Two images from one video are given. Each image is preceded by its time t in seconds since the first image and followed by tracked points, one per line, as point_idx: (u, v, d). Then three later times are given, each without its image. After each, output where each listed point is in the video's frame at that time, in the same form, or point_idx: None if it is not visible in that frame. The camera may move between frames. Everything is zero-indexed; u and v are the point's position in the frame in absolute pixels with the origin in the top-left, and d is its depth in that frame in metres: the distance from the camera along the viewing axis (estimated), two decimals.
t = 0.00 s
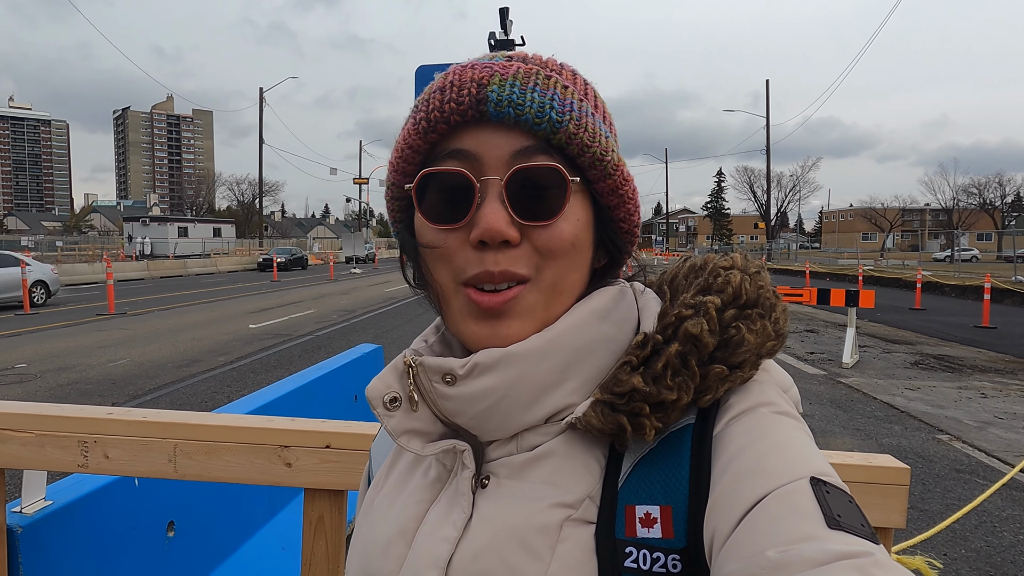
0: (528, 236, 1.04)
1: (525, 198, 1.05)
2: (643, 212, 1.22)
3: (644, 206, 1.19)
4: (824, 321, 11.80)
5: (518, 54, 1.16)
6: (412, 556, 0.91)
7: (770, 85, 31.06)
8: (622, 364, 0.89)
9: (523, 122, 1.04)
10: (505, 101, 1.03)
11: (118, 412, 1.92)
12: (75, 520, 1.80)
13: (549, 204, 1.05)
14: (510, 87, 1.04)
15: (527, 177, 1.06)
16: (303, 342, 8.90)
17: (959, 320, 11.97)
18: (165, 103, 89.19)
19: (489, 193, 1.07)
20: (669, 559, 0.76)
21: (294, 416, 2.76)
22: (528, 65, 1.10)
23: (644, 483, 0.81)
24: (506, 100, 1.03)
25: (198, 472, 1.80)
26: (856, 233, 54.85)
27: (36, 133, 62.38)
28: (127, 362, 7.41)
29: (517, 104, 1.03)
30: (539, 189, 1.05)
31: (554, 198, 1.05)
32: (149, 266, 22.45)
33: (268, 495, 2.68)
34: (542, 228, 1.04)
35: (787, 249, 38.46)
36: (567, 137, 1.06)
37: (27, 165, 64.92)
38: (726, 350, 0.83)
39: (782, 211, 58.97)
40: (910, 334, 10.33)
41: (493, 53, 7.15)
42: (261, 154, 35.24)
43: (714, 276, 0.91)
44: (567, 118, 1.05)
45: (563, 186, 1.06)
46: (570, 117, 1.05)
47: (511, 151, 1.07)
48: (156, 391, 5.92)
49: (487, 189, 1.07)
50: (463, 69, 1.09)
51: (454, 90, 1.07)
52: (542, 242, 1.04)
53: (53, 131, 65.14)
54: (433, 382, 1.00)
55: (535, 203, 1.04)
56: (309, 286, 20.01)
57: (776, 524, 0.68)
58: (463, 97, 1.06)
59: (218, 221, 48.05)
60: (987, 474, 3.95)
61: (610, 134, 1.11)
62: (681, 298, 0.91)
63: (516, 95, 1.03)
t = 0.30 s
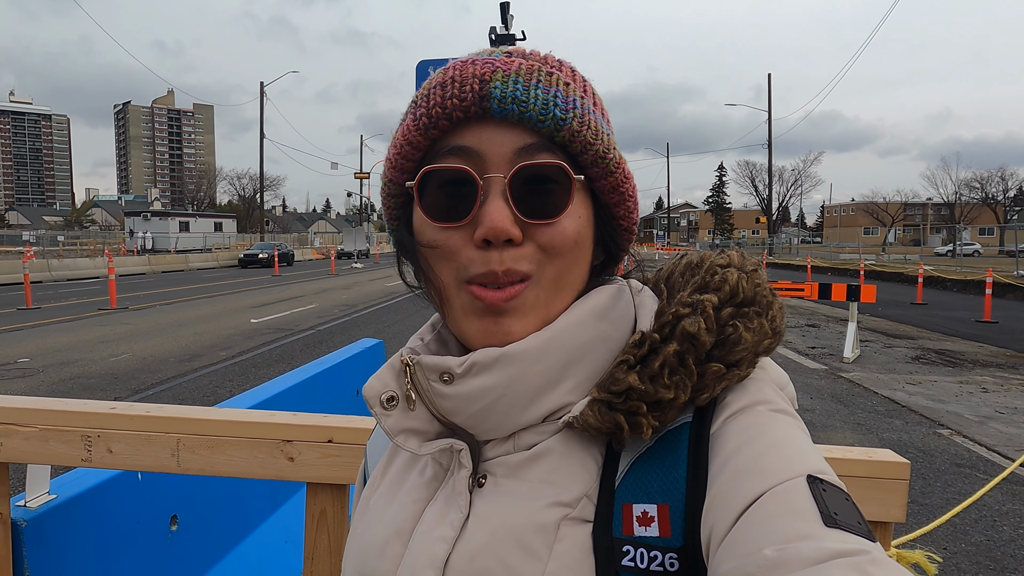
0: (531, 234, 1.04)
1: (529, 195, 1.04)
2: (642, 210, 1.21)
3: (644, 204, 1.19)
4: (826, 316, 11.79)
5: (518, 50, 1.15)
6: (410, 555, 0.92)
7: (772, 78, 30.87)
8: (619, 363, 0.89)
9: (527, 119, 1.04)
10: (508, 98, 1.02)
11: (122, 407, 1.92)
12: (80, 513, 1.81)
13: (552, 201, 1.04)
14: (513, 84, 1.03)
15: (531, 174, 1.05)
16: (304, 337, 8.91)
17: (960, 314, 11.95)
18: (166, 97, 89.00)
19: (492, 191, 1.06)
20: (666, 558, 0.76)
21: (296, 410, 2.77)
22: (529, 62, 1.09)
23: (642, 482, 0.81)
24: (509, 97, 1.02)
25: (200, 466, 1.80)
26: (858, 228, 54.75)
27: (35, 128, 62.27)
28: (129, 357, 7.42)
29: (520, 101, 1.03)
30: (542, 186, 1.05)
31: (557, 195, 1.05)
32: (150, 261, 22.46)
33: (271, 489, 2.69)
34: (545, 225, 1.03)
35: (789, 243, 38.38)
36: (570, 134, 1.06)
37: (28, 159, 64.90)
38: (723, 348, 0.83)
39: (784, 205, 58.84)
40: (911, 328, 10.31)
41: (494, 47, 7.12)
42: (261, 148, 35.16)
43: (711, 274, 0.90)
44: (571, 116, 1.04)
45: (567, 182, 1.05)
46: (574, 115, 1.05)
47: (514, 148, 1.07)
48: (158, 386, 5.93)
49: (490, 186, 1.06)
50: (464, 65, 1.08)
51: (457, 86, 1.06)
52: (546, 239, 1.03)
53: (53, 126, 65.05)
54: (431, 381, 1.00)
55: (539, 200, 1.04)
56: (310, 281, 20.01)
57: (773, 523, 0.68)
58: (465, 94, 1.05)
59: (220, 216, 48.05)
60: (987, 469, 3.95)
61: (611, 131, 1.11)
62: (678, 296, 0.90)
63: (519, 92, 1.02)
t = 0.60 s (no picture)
0: (531, 243, 1.03)
1: (529, 204, 1.04)
2: (643, 221, 1.21)
3: (645, 215, 1.18)
4: (828, 313, 11.77)
5: (521, 59, 1.14)
6: (405, 560, 0.91)
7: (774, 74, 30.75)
8: (618, 372, 0.89)
9: (528, 129, 1.03)
10: (510, 109, 1.02)
11: (123, 406, 1.92)
12: (81, 512, 1.81)
13: (553, 211, 1.04)
14: (515, 94, 1.02)
15: (532, 184, 1.04)
16: (306, 334, 8.91)
17: (963, 311, 11.93)
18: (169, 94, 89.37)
19: (492, 199, 1.05)
20: (661, 567, 0.76)
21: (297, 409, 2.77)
22: (532, 72, 1.08)
23: (638, 490, 0.80)
24: (511, 107, 1.02)
25: (202, 466, 1.80)
26: (861, 224, 54.62)
27: (37, 125, 62.32)
28: (131, 354, 7.44)
29: (522, 111, 1.02)
30: (542, 195, 1.04)
31: (557, 205, 1.04)
32: (152, 258, 22.48)
33: (272, 487, 2.70)
34: (545, 235, 1.03)
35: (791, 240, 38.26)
36: (571, 145, 1.05)
37: (30, 155, 64.92)
38: (721, 359, 0.82)
39: (786, 202, 58.66)
40: (913, 325, 10.31)
41: (496, 44, 7.11)
42: (263, 145, 35.14)
43: (711, 285, 0.90)
44: (572, 127, 1.04)
45: (567, 193, 1.04)
46: (575, 126, 1.04)
47: (515, 158, 1.06)
48: (160, 383, 5.94)
49: (490, 195, 1.06)
50: (467, 74, 1.07)
51: (459, 95, 1.05)
52: (546, 249, 1.02)
53: (56, 123, 65.16)
54: (430, 387, 0.99)
55: (539, 210, 1.03)
56: (311, 278, 20.01)
57: (767, 534, 0.68)
58: (468, 102, 1.04)
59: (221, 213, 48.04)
60: (989, 466, 3.95)
61: (612, 143, 1.10)
62: (678, 306, 0.90)
63: (521, 102, 1.02)
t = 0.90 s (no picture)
0: (534, 249, 1.03)
1: (533, 210, 1.03)
2: (650, 229, 1.19)
3: (650, 222, 1.17)
4: (830, 313, 11.76)
5: (528, 68, 1.14)
6: (407, 570, 0.91)
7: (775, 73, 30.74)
8: (624, 381, 0.88)
9: (532, 135, 1.03)
10: (514, 115, 1.01)
11: (126, 409, 1.91)
12: (84, 514, 1.81)
13: (557, 217, 1.03)
14: (520, 101, 1.02)
15: (536, 190, 1.03)
16: (308, 333, 8.93)
17: (966, 311, 11.91)
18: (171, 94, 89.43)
19: (496, 204, 1.05)
20: None
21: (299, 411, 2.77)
22: (538, 80, 1.07)
23: (644, 501, 0.80)
24: (516, 113, 1.01)
25: (205, 469, 1.80)
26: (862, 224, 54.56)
27: (40, 124, 62.41)
28: (133, 354, 7.45)
29: (526, 117, 1.01)
30: (546, 200, 1.03)
31: (561, 211, 1.03)
32: (154, 258, 22.51)
33: (275, 489, 2.69)
34: (549, 240, 1.02)
35: (792, 240, 38.22)
36: (576, 151, 1.04)
37: (32, 155, 65.01)
38: (729, 369, 0.82)
39: (788, 202, 58.60)
40: (915, 325, 10.29)
41: (498, 45, 7.11)
42: (264, 145, 35.15)
43: (718, 295, 0.89)
44: (576, 133, 1.03)
45: (571, 199, 1.03)
46: (579, 133, 1.03)
47: (520, 163, 1.05)
48: (163, 383, 5.95)
49: (494, 200, 1.05)
50: (474, 82, 1.07)
51: (465, 102, 1.05)
52: (550, 254, 1.02)
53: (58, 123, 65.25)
54: (434, 394, 0.99)
55: (543, 215, 1.02)
56: (313, 278, 20.02)
57: (776, 547, 0.67)
58: (473, 109, 1.03)
59: (223, 213, 48.09)
60: (993, 467, 3.94)
61: (618, 151, 1.09)
62: (685, 315, 0.89)
63: (526, 109, 1.01)
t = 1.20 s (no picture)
0: (529, 237, 1.03)
1: (527, 199, 1.03)
2: (646, 220, 1.19)
3: (647, 213, 1.16)
4: (830, 313, 11.75)
5: (524, 59, 1.14)
6: (405, 563, 0.91)
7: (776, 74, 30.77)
8: (620, 371, 0.88)
9: (525, 125, 1.03)
10: (508, 104, 1.01)
11: (128, 406, 1.91)
12: (86, 512, 1.82)
13: (550, 206, 1.03)
14: (514, 91, 1.02)
15: (530, 179, 1.04)
16: (309, 333, 8.94)
17: (966, 311, 11.91)
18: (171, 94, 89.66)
19: (490, 194, 1.05)
20: (664, 568, 0.75)
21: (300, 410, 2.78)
22: (533, 71, 1.08)
23: (640, 492, 0.80)
24: (509, 103, 1.01)
25: (207, 466, 1.80)
26: (863, 225, 54.51)
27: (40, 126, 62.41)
28: (133, 354, 7.45)
29: (520, 107, 1.02)
30: (540, 191, 1.03)
31: (555, 201, 1.03)
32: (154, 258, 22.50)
33: (276, 487, 2.70)
34: (543, 229, 1.02)
35: (793, 240, 38.17)
36: (569, 141, 1.04)
37: (31, 155, 65.03)
38: (724, 359, 0.82)
39: (789, 202, 58.56)
40: (916, 326, 10.28)
41: (499, 45, 7.11)
42: (265, 145, 35.14)
43: (713, 286, 0.89)
44: (570, 123, 1.03)
45: (564, 189, 1.04)
46: (573, 122, 1.04)
47: (514, 154, 1.06)
48: (163, 383, 5.95)
49: (488, 190, 1.06)
50: (469, 73, 1.07)
51: (459, 92, 1.05)
52: (543, 243, 1.02)
53: (58, 123, 65.33)
54: (430, 387, 0.99)
55: (537, 204, 1.03)
56: (314, 278, 20.04)
57: (774, 536, 0.67)
58: (468, 100, 1.04)
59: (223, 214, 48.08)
60: (993, 467, 3.94)
61: (613, 141, 1.09)
62: (680, 306, 0.89)
63: (519, 99, 1.01)
